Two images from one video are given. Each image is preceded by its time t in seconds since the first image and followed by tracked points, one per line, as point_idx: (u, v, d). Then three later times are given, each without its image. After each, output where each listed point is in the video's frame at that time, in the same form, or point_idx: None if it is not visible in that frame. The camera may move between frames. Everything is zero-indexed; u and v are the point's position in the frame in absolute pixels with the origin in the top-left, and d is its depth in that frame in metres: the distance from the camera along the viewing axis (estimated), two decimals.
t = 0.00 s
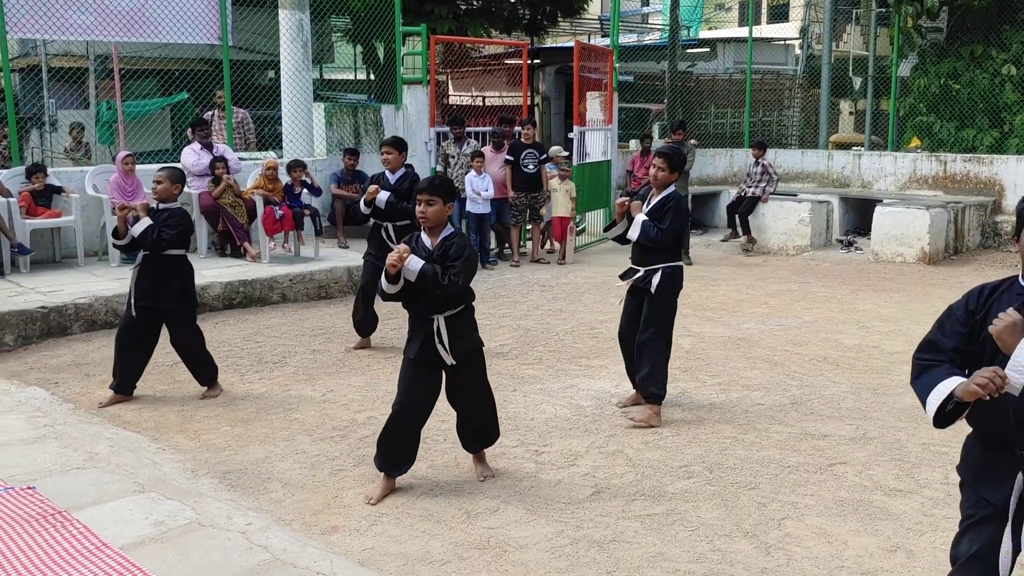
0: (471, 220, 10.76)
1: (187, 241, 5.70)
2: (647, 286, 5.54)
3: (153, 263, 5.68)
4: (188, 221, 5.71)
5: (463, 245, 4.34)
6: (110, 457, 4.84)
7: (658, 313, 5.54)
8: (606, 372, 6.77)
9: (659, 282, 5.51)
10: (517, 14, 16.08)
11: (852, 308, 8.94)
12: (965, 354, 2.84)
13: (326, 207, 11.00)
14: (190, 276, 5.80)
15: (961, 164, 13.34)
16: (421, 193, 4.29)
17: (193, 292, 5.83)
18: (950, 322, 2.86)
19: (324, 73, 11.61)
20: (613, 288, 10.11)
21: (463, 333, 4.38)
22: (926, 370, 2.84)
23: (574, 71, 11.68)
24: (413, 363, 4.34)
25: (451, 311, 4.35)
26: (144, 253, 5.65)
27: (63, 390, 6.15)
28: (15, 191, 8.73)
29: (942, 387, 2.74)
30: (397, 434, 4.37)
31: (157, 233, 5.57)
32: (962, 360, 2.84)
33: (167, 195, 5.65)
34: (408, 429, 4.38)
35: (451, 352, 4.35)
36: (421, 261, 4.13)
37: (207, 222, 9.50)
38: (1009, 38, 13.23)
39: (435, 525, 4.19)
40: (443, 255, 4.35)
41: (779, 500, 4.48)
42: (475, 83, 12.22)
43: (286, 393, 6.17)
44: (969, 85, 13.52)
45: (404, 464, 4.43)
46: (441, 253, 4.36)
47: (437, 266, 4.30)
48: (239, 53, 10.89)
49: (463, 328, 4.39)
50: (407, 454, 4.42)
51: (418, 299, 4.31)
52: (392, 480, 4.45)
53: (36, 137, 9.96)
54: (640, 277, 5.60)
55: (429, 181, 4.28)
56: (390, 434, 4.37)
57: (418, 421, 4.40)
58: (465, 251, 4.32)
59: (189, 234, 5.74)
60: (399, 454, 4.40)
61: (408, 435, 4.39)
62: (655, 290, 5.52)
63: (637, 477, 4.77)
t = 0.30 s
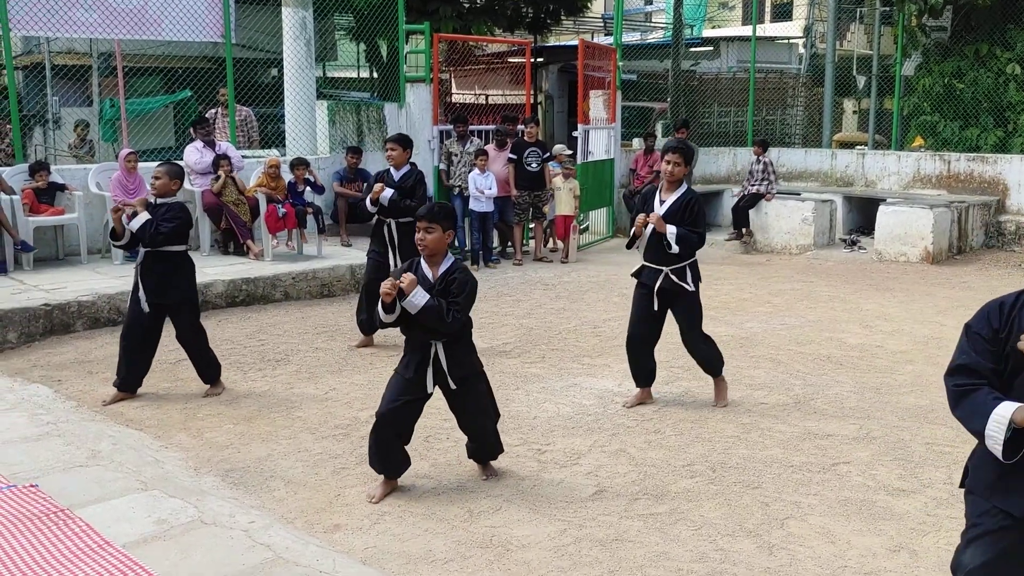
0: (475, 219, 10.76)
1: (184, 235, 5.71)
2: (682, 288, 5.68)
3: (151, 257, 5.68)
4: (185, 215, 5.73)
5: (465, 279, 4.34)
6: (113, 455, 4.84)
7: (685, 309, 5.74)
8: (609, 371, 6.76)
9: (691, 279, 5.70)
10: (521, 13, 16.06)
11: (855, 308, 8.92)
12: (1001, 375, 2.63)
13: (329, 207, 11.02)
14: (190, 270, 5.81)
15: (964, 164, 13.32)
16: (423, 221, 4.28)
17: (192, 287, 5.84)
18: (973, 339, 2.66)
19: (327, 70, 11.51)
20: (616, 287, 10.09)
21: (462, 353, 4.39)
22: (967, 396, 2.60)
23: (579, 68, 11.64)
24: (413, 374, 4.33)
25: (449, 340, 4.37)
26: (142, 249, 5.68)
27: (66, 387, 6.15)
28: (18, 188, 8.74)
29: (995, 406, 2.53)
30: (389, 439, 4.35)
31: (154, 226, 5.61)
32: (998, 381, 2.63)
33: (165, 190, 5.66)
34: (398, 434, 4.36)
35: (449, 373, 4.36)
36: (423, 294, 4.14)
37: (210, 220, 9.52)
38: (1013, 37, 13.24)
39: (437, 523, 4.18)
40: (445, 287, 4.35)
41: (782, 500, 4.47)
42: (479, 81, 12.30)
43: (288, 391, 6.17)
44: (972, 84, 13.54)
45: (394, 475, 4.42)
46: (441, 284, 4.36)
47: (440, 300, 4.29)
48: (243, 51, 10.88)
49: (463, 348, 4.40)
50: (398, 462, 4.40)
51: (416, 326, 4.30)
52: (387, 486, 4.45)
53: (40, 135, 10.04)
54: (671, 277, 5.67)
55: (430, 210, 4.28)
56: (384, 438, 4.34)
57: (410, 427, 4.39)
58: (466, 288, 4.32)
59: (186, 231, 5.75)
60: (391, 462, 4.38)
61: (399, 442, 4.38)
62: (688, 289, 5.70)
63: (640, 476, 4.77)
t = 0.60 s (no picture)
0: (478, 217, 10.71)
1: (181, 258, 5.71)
2: (698, 280, 5.73)
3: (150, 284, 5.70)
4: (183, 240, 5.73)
5: (452, 202, 4.35)
6: (117, 452, 4.84)
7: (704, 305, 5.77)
8: (613, 369, 6.75)
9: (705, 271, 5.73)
10: (524, 10, 16.03)
11: (859, 305, 8.90)
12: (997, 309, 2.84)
13: (333, 203, 11.00)
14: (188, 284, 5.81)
15: (969, 161, 13.28)
16: (420, 146, 4.35)
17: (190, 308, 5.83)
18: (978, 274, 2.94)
19: (329, 68, 11.53)
20: (619, 284, 10.08)
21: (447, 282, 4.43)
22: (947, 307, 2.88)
23: (583, 66, 11.63)
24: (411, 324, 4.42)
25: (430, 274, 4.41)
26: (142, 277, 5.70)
27: (70, 384, 6.16)
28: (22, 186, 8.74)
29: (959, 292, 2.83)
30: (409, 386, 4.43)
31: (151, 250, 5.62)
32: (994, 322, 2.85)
33: (160, 213, 5.67)
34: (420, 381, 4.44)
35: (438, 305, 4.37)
36: (401, 225, 4.20)
37: (213, 218, 9.51)
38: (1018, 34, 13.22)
39: (441, 521, 4.18)
40: (432, 212, 4.39)
41: (786, 498, 4.46)
42: (482, 78, 12.42)
43: (292, 389, 6.17)
44: (977, 82, 13.57)
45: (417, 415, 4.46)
46: (429, 210, 4.40)
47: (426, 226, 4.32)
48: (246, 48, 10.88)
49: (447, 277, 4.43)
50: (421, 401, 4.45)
51: (398, 259, 4.37)
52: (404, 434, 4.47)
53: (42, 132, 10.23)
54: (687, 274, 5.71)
55: (431, 138, 4.34)
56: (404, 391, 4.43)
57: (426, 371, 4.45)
58: (450, 211, 4.33)
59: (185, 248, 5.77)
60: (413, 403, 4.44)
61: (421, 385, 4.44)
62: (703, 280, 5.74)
63: (644, 474, 4.76)
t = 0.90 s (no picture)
0: (483, 213, 10.74)
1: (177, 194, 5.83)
2: (698, 286, 5.75)
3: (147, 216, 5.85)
4: (181, 177, 5.84)
5: (450, 261, 4.27)
6: (122, 447, 4.85)
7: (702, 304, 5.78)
8: (617, 366, 6.75)
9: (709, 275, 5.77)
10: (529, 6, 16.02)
11: (864, 303, 8.89)
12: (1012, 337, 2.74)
13: (336, 200, 11.00)
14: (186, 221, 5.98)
15: (973, 158, 13.26)
16: (423, 201, 4.30)
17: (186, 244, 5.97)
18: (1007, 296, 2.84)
19: (334, 64, 11.57)
20: (623, 281, 10.08)
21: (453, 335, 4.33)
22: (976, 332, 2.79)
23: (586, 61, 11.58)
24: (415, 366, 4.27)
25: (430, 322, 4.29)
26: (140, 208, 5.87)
27: (75, 380, 6.17)
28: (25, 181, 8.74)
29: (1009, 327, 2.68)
30: (410, 435, 4.28)
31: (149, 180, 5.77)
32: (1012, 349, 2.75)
33: (171, 151, 5.74)
34: (419, 430, 4.29)
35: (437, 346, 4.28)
36: (415, 291, 4.05)
37: (217, 214, 9.53)
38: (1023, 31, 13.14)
39: (446, 517, 4.18)
40: (434, 272, 4.31)
41: (790, 495, 4.46)
42: (486, 75, 12.22)
43: (296, 385, 6.18)
44: (982, 79, 13.48)
45: (427, 470, 4.33)
46: (433, 268, 4.32)
47: (433, 290, 4.21)
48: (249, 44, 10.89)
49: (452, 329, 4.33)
50: (425, 453, 4.32)
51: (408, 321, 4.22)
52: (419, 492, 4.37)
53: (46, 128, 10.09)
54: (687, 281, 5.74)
55: (433, 189, 4.30)
56: (403, 438, 4.27)
57: (428, 419, 4.31)
58: (455, 275, 4.23)
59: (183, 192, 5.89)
60: (415, 456, 4.31)
61: (421, 435, 4.30)
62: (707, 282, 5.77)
63: (648, 470, 4.76)
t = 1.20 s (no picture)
0: (485, 210, 10.73)
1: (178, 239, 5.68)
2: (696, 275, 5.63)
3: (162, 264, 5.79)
4: (186, 223, 5.70)
5: (465, 247, 4.24)
6: (125, 444, 4.86)
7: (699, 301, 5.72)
8: (619, 363, 6.75)
9: (706, 272, 5.66)
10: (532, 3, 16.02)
11: (866, 300, 8.89)
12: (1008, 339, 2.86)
13: (339, 197, 10.99)
14: (202, 267, 5.87)
15: (976, 156, 13.25)
16: (440, 192, 4.30)
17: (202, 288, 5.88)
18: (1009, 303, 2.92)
19: (336, 61, 11.68)
20: (626, 279, 10.07)
21: (470, 318, 4.36)
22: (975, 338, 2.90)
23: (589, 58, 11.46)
24: (438, 351, 4.30)
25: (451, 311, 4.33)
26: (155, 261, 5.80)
27: (78, 377, 6.17)
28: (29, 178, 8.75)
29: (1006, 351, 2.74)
30: (432, 418, 4.30)
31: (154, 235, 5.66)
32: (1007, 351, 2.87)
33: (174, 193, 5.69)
34: (441, 415, 4.31)
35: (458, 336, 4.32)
36: (424, 277, 4.13)
37: (220, 211, 9.49)
38: None
39: (449, 514, 4.18)
40: (447, 257, 4.30)
41: (793, 492, 4.47)
42: (488, 72, 12.37)
43: (298, 381, 6.18)
44: (985, 76, 13.41)
45: (448, 455, 4.35)
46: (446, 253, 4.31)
47: (445, 274, 4.24)
48: (252, 42, 10.78)
49: (469, 311, 4.35)
50: (445, 439, 4.35)
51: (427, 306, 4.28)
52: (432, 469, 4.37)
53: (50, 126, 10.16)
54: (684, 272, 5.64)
55: (450, 180, 4.30)
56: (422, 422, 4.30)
57: (449, 405, 4.33)
58: (465, 258, 4.21)
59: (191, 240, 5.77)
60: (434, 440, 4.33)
61: (444, 419, 4.32)
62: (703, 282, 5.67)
63: (651, 468, 4.76)
